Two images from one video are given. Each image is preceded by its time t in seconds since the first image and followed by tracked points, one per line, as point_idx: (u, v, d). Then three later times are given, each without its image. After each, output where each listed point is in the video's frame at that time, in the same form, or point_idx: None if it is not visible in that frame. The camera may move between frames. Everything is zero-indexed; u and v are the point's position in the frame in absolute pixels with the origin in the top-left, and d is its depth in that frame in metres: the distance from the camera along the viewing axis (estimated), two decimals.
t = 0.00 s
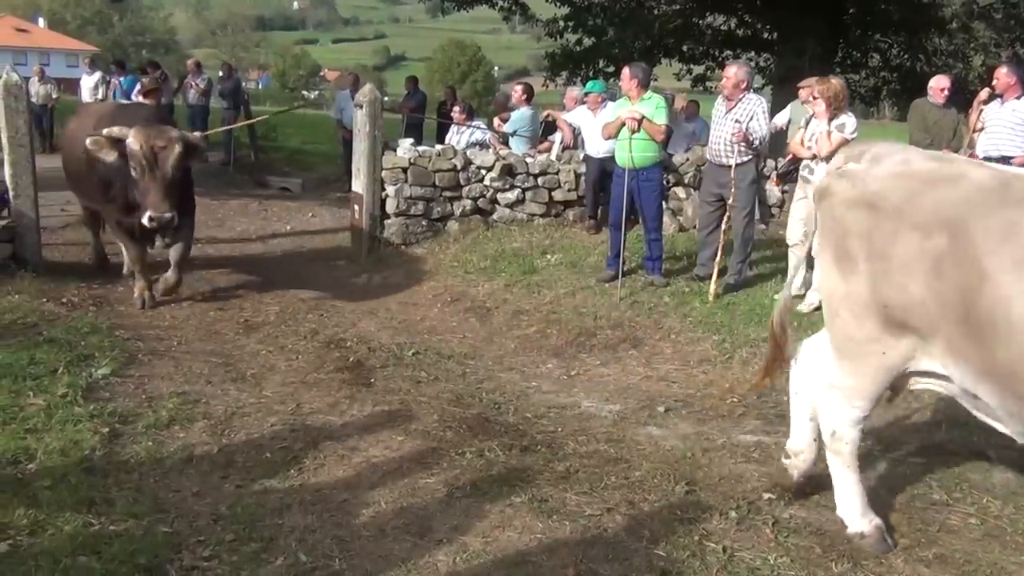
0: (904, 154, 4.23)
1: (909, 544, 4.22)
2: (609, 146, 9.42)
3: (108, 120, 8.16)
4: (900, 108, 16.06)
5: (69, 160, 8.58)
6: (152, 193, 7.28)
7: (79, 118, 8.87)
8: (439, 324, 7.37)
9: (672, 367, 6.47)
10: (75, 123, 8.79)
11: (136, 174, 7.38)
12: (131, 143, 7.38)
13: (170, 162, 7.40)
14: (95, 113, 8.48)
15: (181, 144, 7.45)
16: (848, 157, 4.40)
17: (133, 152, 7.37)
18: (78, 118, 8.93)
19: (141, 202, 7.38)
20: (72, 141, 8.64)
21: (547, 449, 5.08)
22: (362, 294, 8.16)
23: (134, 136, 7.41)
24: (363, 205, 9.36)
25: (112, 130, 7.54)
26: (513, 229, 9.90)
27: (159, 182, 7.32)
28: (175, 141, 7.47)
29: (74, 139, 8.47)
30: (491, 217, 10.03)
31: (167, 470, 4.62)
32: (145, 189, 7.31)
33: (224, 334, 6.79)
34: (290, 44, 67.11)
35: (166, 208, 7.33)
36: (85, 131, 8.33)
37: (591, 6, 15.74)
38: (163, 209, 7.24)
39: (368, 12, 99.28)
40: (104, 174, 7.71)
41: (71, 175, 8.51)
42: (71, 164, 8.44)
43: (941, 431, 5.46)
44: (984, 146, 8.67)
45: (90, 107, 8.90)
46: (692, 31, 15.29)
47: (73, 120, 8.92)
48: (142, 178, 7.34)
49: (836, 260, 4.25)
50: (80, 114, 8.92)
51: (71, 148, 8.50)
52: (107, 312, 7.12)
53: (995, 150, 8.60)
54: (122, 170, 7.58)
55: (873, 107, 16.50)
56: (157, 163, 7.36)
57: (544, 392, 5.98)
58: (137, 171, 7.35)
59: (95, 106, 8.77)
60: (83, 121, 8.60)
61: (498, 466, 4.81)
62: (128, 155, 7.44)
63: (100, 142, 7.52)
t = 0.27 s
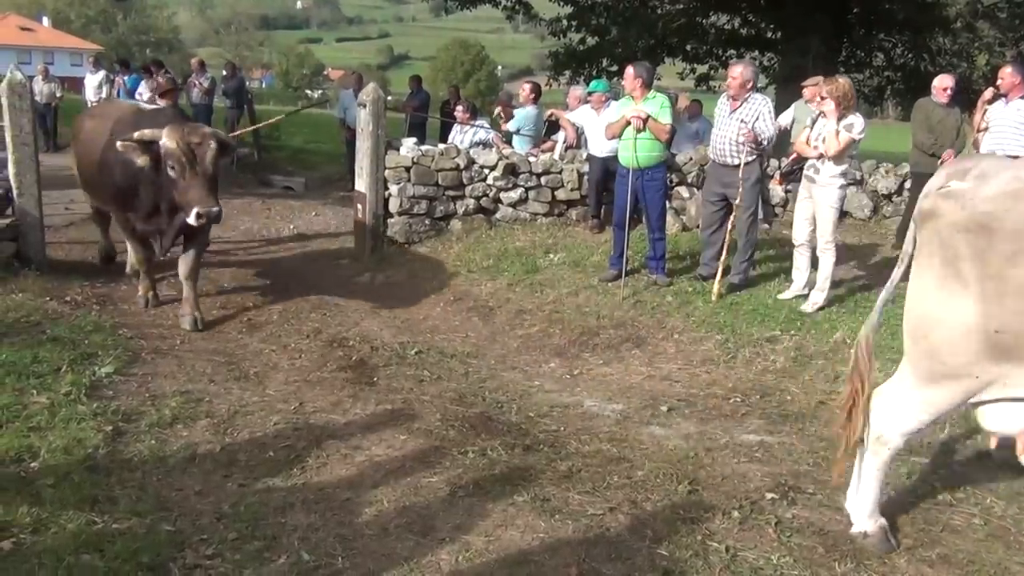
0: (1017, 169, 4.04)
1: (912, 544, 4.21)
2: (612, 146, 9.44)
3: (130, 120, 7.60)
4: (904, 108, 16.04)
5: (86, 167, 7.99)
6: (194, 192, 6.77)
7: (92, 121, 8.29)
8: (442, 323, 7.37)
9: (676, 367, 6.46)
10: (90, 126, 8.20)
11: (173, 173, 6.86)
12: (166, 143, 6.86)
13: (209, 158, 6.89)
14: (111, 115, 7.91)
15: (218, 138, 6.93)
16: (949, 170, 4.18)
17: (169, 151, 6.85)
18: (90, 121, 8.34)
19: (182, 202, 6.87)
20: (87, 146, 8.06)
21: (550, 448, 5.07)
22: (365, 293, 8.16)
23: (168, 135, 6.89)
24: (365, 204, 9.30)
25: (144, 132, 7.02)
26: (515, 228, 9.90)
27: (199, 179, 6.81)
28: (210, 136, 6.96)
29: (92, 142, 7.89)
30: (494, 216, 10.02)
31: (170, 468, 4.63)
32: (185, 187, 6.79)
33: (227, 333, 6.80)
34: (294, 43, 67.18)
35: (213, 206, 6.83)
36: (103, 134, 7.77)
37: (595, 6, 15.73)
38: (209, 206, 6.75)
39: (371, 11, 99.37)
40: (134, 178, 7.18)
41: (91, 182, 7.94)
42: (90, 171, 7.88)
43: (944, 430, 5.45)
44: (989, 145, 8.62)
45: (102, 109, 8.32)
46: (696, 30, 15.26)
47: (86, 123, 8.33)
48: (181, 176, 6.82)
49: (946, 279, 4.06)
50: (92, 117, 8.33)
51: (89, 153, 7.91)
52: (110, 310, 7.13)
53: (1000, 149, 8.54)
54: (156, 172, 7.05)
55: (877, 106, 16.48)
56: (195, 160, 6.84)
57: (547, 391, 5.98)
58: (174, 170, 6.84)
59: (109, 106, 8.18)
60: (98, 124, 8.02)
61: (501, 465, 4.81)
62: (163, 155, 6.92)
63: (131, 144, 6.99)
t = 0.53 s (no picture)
0: None
1: (914, 544, 4.21)
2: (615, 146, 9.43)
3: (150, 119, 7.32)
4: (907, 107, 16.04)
5: (97, 164, 7.66)
6: (230, 202, 6.62)
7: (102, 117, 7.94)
8: (445, 322, 7.37)
9: (678, 366, 6.46)
10: (101, 122, 7.85)
11: (208, 179, 6.70)
12: (201, 148, 6.69)
13: (245, 165, 6.76)
14: (127, 112, 7.61)
15: (255, 146, 6.81)
16: None
17: (206, 157, 6.68)
18: (100, 117, 7.99)
19: (215, 210, 6.71)
20: (99, 142, 7.72)
21: (551, 447, 5.07)
22: (366, 292, 8.15)
23: (204, 140, 6.72)
24: (369, 203, 9.31)
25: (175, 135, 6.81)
26: (518, 227, 9.91)
27: (235, 188, 6.67)
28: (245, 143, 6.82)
29: (105, 139, 7.57)
30: (497, 215, 10.02)
31: (172, 467, 4.63)
32: (221, 195, 6.65)
33: (230, 331, 6.80)
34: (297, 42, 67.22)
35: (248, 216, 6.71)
36: (118, 131, 7.46)
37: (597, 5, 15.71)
38: (245, 216, 6.62)
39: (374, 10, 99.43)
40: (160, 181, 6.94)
41: (102, 181, 7.61)
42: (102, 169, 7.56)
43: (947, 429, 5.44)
44: (992, 144, 8.73)
45: (113, 104, 7.99)
46: (699, 29, 15.23)
47: (97, 120, 7.97)
48: (216, 184, 6.68)
49: None
50: (103, 113, 7.99)
51: (101, 151, 7.58)
52: (112, 309, 7.14)
53: (1003, 149, 8.65)
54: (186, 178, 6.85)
55: (879, 105, 16.48)
56: (232, 168, 6.69)
57: (549, 390, 5.98)
58: (210, 176, 6.69)
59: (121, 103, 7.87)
60: (111, 120, 7.70)
61: (503, 464, 4.81)
62: (197, 160, 6.74)
63: (162, 146, 6.76)
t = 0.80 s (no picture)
0: None
1: (915, 542, 4.20)
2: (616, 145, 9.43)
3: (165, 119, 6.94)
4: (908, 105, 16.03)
5: (107, 171, 7.21)
6: (256, 198, 6.24)
7: (111, 123, 7.55)
8: (446, 320, 7.37)
9: (679, 364, 6.45)
10: (110, 129, 7.44)
11: (230, 175, 6.32)
12: (223, 143, 6.32)
13: (270, 160, 6.41)
14: (139, 115, 7.22)
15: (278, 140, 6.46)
16: None
17: (229, 151, 6.31)
18: (109, 123, 7.59)
19: (239, 208, 6.32)
20: (110, 148, 7.29)
21: (552, 446, 5.06)
22: (367, 290, 8.15)
23: (226, 135, 6.36)
24: (370, 200, 9.37)
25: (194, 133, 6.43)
26: (519, 225, 9.90)
27: (260, 184, 6.30)
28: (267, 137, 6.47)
29: (116, 144, 7.15)
30: (497, 213, 10.02)
31: (173, 465, 4.63)
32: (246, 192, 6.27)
33: (231, 330, 6.80)
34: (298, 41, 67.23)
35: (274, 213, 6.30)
36: (131, 134, 7.05)
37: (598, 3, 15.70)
38: (272, 213, 6.22)
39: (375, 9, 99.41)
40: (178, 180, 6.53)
41: (113, 189, 7.16)
42: (114, 175, 7.12)
43: (949, 427, 5.43)
44: (993, 143, 8.73)
45: (123, 110, 7.61)
46: (700, 27, 15.21)
47: (105, 127, 7.57)
48: (239, 179, 6.29)
49: None
50: (112, 119, 7.60)
51: (113, 157, 7.16)
52: (114, 307, 7.14)
53: (1004, 148, 8.66)
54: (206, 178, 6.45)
55: (881, 104, 16.46)
56: (256, 163, 6.33)
57: (549, 388, 5.98)
58: (233, 171, 6.30)
59: (132, 108, 7.48)
60: (122, 125, 7.30)
61: (504, 463, 4.81)
62: (219, 156, 6.36)
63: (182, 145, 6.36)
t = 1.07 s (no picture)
0: None
1: (916, 541, 4.20)
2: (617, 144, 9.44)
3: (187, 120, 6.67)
4: (908, 104, 16.03)
5: (123, 170, 6.97)
6: (279, 210, 5.93)
7: (128, 122, 7.29)
8: (446, 319, 7.37)
9: (679, 363, 6.45)
10: (128, 126, 7.19)
11: (253, 183, 6.02)
12: (250, 148, 6.03)
13: (297, 171, 6.10)
14: (158, 113, 6.96)
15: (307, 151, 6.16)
16: None
17: (253, 159, 6.01)
18: (127, 121, 7.34)
19: (259, 219, 6.01)
20: (125, 146, 7.05)
21: (552, 445, 5.07)
22: (367, 289, 8.14)
23: (253, 140, 6.07)
24: (371, 198, 9.41)
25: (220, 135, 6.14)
26: (519, 224, 9.89)
27: (284, 196, 5.99)
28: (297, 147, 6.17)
29: (133, 141, 6.89)
30: (498, 212, 10.01)
31: (174, 464, 4.63)
32: (267, 202, 5.96)
33: (232, 329, 6.80)
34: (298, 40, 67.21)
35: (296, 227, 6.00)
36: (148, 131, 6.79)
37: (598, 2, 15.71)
38: (294, 226, 5.92)
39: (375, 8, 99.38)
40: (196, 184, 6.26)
41: (127, 187, 6.92)
42: (129, 174, 6.86)
43: (950, 426, 5.43)
44: (994, 142, 8.74)
45: (142, 108, 7.37)
46: (700, 26, 15.22)
47: (122, 125, 7.32)
48: (263, 188, 5.98)
49: None
50: (130, 117, 7.36)
51: (129, 154, 6.92)
52: (114, 306, 7.14)
53: (1004, 146, 8.68)
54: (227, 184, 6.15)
55: (881, 102, 16.46)
56: (283, 173, 6.02)
57: (550, 387, 5.98)
58: (256, 179, 5.99)
59: (151, 106, 7.22)
60: (140, 123, 7.04)
61: (504, 461, 4.81)
62: (242, 163, 6.06)
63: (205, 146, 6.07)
